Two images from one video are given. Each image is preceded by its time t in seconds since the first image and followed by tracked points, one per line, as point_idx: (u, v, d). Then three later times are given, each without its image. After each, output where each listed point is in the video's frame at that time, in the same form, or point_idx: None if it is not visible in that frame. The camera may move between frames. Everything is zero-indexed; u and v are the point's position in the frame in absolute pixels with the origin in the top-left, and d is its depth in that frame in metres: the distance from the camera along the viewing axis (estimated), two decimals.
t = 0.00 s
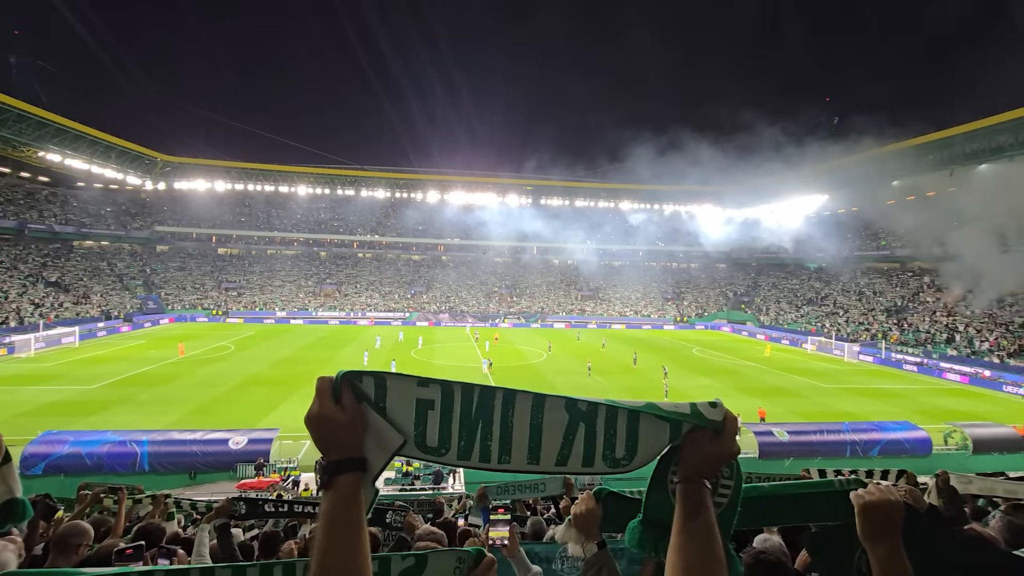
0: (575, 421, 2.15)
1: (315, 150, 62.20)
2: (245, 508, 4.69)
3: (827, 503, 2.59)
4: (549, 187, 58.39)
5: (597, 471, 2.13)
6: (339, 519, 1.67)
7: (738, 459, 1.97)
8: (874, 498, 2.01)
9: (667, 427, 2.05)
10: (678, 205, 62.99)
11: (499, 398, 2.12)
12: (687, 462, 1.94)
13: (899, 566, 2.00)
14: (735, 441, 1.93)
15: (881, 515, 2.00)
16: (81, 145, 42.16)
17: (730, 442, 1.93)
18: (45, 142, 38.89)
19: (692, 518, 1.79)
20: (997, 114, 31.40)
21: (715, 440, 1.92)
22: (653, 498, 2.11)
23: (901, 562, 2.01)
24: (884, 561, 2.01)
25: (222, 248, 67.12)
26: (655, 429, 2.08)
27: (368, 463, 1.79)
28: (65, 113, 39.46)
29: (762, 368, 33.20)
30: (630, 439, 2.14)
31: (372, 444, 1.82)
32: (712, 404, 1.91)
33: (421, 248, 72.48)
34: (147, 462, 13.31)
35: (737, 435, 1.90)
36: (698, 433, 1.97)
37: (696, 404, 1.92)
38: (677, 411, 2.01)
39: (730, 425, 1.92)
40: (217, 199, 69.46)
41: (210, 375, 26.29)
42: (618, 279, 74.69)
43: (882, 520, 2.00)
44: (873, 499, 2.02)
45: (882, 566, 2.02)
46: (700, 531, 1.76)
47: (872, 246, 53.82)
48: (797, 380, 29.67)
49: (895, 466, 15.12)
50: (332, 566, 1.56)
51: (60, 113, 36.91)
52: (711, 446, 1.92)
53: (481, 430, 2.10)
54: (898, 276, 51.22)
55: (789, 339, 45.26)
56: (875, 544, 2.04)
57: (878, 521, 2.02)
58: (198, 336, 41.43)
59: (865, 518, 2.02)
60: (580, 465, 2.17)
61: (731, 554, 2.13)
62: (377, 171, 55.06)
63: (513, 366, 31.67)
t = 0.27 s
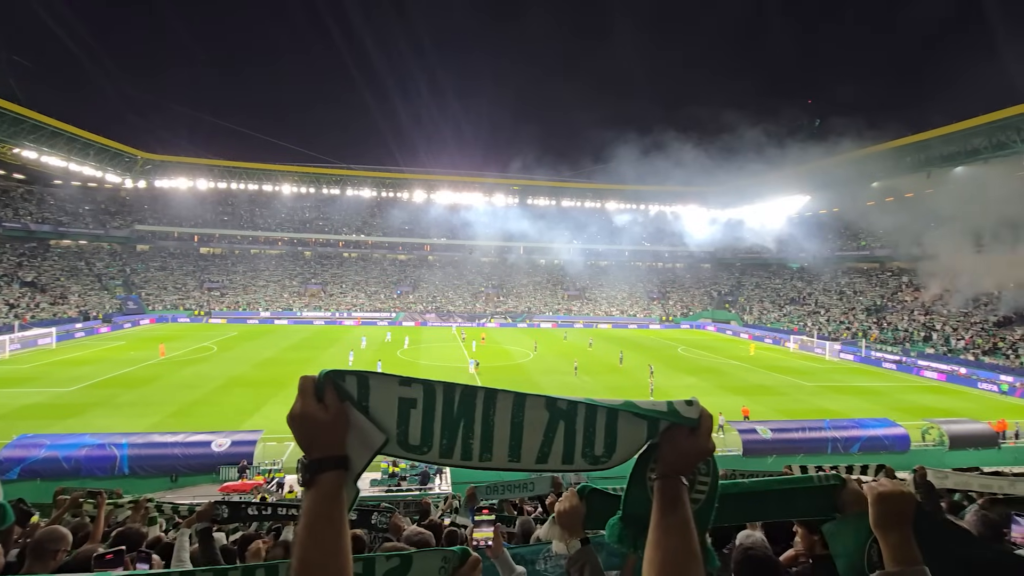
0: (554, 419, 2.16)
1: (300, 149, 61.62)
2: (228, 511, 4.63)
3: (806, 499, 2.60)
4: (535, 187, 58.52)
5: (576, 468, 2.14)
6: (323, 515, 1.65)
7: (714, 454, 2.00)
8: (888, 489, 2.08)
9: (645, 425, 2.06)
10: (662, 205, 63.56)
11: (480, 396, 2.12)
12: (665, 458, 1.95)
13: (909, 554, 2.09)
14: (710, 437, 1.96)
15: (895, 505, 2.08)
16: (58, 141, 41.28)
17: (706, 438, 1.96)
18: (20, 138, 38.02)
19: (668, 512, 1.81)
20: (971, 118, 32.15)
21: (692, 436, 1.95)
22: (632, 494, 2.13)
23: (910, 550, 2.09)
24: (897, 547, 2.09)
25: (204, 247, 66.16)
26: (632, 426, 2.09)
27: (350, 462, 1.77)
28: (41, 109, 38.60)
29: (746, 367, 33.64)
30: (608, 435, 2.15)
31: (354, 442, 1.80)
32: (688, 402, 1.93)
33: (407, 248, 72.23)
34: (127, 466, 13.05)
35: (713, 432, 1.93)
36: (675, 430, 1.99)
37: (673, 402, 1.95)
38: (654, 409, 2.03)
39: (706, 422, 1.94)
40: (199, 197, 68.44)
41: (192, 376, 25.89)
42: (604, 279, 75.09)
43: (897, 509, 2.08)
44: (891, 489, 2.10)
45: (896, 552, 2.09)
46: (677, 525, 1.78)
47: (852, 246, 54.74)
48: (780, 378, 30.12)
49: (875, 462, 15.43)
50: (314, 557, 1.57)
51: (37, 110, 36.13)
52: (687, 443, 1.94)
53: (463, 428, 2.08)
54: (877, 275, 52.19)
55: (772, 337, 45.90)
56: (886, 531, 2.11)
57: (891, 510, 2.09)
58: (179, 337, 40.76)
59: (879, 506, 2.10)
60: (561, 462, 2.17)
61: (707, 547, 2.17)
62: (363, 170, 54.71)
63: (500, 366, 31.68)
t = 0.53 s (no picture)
0: (535, 416, 2.16)
1: (285, 147, 61.00)
2: (211, 514, 4.59)
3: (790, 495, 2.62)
4: (524, 186, 58.57)
5: (557, 464, 2.14)
6: (302, 514, 1.63)
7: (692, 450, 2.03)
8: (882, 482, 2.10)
9: (625, 421, 2.07)
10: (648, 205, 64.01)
11: (461, 394, 2.11)
12: (645, 454, 1.96)
13: (902, 545, 2.09)
14: (689, 433, 1.98)
15: (891, 498, 2.09)
16: (35, 138, 40.43)
17: (684, 434, 1.98)
18: None
19: (647, 508, 1.82)
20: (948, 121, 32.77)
21: (671, 432, 1.97)
22: (612, 490, 2.15)
23: (903, 542, 2.10)
24: (892, 538, 2.10)
25: (187, 247, 65.22)
26: (612, 423, 2.11)
27: (330, 461, 1.76)
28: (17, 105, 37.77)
29: (731, 365, 34.03)
30: (588, 432, 2.15)
31: (334, 442, 1.78)
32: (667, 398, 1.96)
33: (394, 247, 71.94)
34: (107, 469, 12.82)
35: (691, 427, 1.96)
36: (654, 426, 2.01)
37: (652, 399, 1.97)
38: (634, 405, 2.05)
39: (685, 418, 1.97)
40: (182, 196, 67.43)
41: (174, 378, 25.50)
42: (591, 278, 75.40)
43: (891, 501, 2.09)
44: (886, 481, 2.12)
45: (890, 542, 2.10)
46: (656, 519, 1.80)
47: (834, 246, 55.59)
48: (764, 376, 30.52)
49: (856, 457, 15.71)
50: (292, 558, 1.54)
51: (13, 106, 35.33)
52: (666, 438, 1.96)
53: (444, 425, 2.08)
54: (859, 274, 53.03)
55: (757, 336, 46.43)
56: (880, 523, 2.12)
57: (887, 502, 2.10)
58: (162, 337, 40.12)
59: (874, 499, 2.11)
60: (541, 459, 2.18)
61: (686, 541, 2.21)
62: (349, 169, 54.28)
63: (488, 366, 31.66)
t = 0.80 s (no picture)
0: (517, 413, 2.16)
1: (269, 145, 60.27)
2: (191, 516, 4.53)
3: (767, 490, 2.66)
4: (511, 185, 58.61)
5: (538, 461, 2.15)
6: (280, 514, 1.62)
7: (671, 445, 2.06)
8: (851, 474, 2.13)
9: (607, 416, 2.08)
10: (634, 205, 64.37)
11: (442, 393, 2.09)
12: (627, 450, 1.97)
13: (873, 533, 2.12)
14: (669, 429, 2.01)
15: (861, 489, 2.12)
16: (10, 135, 39.43)
17: (665, 430, 2.01)
18: None
19: (627, 504, 1.84)
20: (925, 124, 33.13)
21: (650, 428, 1.99)
22: (594, 487, 2.16)
23: (873, 530, 2.13)
24: (860, 529, 2.12)
25: (168, 245, 64.11)
26: (596, 419, 2.12)
27: (309, 460, 1.75)
28: None
29: (715, 363, 34.42)
30: (570, 427, 2.17)
31: (313, 441, 1.77)
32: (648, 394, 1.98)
33: (380, 246, 71.54)
34: (85, 472, 12.54)
35: (672, 422, 1.99)
36: (635, 422, 2.02)
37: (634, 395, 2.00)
38: (616, 401, 2.06)
39: (666, 413, 1.99)
40: (162, 194, 66.22)
41: (154, 379, 25.05)
42: (577, 278, 75.64)
43: (865, 492, 2.11)
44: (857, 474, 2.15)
45: (860, 532, 2.13)
46: (637, 515, 1.81)
47: (816, 245, 56.43)
48: (747, 373, 30.95)
49: (837, 453, 15.97)
50: (270, 557, 1.52)
51: None
52: (647, 434, 1.98)
53: (425, 423, 2.07)
54: (839, 273, 53.90)
55: (740, 334, 46.99)
56: (852, 514, 2.14)
57: (857, 494, 2.12)
58: (142, 338, 39.38)
59: (843, 490, 2.14)
60: (523, 457, 2.18)
61: (668, 537, 2.24)
62: (334, 167, 53.79)
63: (474, 365, 31.62)
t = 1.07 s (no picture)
0: (497, 411, 2.16)
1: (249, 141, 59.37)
2: (167, 520, 4.45)
3: (743, 485, 2.72)
4: (494, 184, 58.66)
5: (520, 459, 2.15)
6: (256, 514, 1.61)
7: (652, 442, 2.08)
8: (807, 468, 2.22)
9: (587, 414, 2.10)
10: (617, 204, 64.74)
11: (422, 391, 2.08)
12: (607, 447, 1.99)
13: (826, 527, 2.22)
14: (648, 426, 2.03)
15: (812, 483, 2.29)
16: None
17: (644, 427, 2.03)
18: None
19: (607, 501, 1.85)
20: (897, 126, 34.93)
21: (632, 425, 2.00)
22: (574, 484, 2.18)
23: (826, 524, 2.23)
24: (815, 522, 2.24)
25: (144, 244, 62.71)
26: (576, 417, 2.14)
27: (286, 461, 1.73)
28: None
29: (697, 360, 34.86)
30: (551, 426, 2.18)
31: (290, 442, 1.77)
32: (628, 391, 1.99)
33: (363, 245, 70.99)
34: (58, 476, 12.23)
35: (650, 419, 2.01)
36: (616, 419, 2.03)
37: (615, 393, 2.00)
38: (596, 399, 2.08)
39: (645, 410, 2.01)
40: (138, 191, 64.71)
41: (130, 380, 24.50)
42: (561, 276, 75.82)
43: (817, 486, 2.28)
44: (808, 470, 2.34)
45: (815, 525, 2.24)
46: (616, 512, 1.82)
47: (794, 244, 57.49)
48: (728, 370, 31.42)
49: (814, 448, 16.32)
50: (246, 558, 1.50)
51: None
52: (627, 431, 2.00)
53: (404, 422, 2.05)
54: (817, 271, 54.95)
55: (721, 332, 47.65)
56: (807, 509, 2.27)
57: (810, 487, 2.28)
58: (117, 339, 38.46)
59: (799, 486, 2.29)
60: (504, 454, 2.18)
61: (647, 532, 2.29)
62: (316, 165, 53.24)
63: (458, 364, 31.55)
